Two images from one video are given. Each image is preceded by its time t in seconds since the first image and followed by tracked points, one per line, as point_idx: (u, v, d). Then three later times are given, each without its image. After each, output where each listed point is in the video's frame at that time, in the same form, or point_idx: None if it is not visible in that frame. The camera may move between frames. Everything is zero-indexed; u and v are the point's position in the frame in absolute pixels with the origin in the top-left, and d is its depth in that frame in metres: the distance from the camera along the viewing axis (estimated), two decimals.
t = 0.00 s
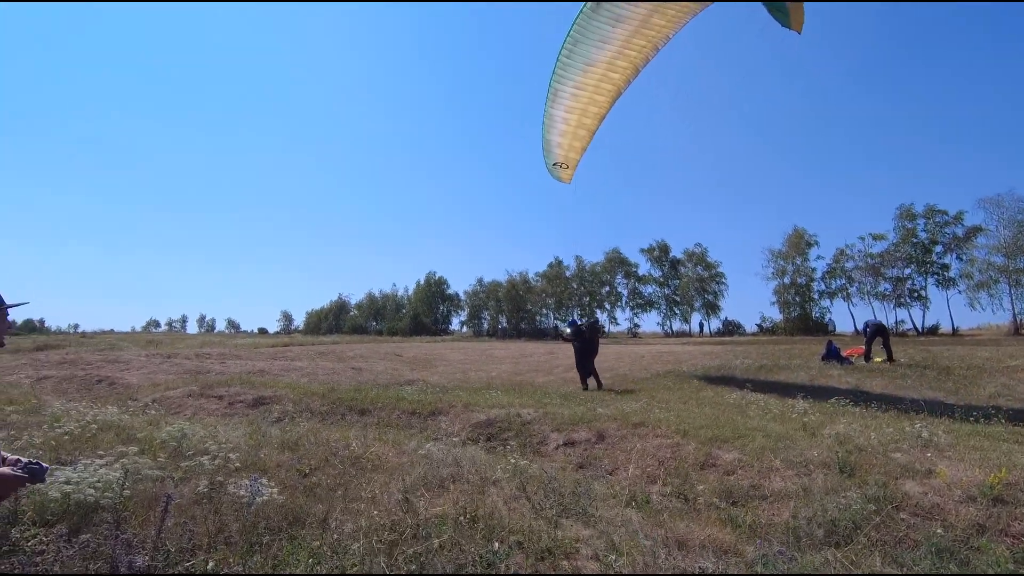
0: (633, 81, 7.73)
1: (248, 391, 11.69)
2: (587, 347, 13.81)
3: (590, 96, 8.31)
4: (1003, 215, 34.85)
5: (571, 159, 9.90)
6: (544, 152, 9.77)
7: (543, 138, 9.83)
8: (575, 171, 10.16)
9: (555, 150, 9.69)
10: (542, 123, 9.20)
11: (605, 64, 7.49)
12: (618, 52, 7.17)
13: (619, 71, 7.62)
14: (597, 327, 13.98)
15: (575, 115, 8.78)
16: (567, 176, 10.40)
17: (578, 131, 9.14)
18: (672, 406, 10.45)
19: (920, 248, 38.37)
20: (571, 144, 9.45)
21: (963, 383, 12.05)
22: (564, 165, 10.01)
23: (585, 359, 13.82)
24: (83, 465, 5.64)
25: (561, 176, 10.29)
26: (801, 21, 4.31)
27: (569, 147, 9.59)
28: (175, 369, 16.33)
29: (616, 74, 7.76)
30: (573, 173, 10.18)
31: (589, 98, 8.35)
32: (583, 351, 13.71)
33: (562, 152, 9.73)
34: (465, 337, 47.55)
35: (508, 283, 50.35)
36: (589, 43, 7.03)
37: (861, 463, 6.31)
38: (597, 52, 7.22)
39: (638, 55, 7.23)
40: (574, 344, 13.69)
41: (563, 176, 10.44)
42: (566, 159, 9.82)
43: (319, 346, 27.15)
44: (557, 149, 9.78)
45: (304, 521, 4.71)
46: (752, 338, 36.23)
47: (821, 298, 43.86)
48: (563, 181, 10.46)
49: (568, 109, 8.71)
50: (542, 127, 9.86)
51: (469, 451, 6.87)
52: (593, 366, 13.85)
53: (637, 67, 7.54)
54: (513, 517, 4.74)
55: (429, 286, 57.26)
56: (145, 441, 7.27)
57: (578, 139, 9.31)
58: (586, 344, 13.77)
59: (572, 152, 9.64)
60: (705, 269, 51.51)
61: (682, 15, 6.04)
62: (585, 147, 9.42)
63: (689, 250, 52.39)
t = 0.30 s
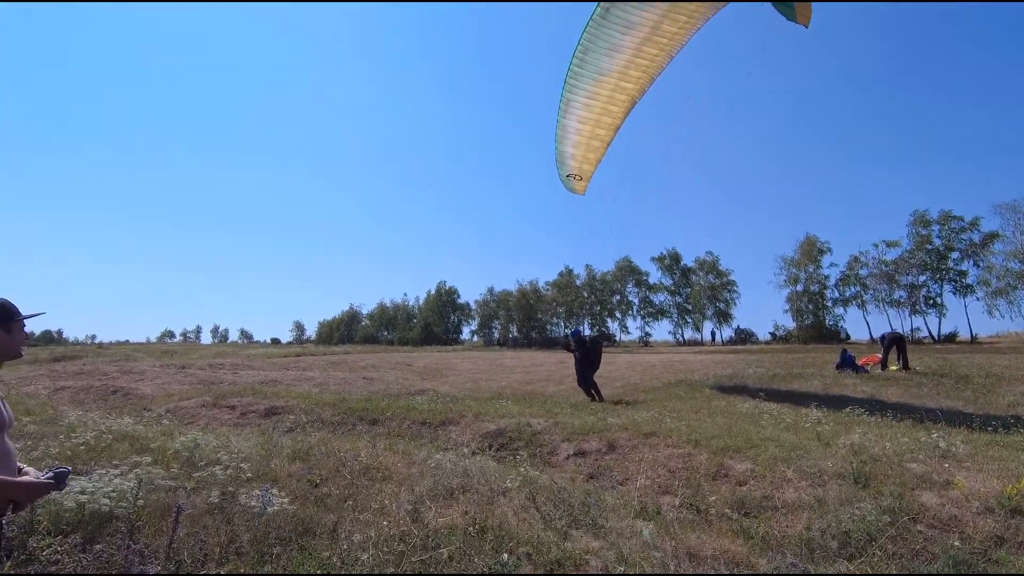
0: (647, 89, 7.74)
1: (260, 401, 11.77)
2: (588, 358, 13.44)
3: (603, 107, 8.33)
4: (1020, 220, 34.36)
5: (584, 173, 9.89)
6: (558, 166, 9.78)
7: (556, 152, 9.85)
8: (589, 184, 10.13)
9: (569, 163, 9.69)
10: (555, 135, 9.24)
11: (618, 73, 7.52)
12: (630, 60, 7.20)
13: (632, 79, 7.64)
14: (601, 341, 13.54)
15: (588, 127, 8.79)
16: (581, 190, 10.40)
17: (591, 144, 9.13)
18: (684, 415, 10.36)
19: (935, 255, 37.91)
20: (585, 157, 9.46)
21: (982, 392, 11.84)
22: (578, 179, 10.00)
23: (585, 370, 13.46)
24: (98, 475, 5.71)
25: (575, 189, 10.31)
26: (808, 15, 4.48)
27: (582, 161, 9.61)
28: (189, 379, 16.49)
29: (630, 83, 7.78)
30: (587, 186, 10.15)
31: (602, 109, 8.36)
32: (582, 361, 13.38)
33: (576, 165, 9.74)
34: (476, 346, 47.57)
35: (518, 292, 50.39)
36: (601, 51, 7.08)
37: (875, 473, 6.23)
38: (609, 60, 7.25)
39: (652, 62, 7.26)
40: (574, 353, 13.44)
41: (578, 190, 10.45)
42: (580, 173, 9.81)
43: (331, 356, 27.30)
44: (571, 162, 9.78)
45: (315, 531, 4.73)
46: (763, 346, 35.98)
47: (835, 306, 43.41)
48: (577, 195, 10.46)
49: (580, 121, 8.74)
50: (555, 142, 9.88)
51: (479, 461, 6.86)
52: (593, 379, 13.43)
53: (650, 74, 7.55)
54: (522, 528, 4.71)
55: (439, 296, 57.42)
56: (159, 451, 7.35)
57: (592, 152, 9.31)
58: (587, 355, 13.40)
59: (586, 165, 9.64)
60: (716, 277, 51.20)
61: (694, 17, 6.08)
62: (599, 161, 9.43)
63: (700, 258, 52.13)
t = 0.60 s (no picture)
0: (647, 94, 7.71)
1: (269, 408, 11.83)
2: (589, 365, 13.23)
3: (603, 113, 8.32)
4: None
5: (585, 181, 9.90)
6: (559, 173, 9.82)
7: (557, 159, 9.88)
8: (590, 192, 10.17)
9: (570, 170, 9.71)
10: (556, 142, 9.27)
11: (617, 78, 7.50)
12: (629, 64, 7.18)
13: (631, 84, 7.63)
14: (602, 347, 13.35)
15: (588, 134, 8.79)
16: (584, 198, 10.39)
17: (592, 151, 9.15)
18: (693, 423, 10.29)
19: (946, 260, 37.55)
20: (586, 164, 9.46)
21: (997, 399, 11.67)
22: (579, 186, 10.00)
23: (587, 379, 13.21)
24: (108, 482, 5.74)
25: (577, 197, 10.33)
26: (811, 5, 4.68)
27: (583, 168, 9.61)
28: (199, 386, 16.60)
29: (629, 89, 7.77)
30: (588, 194, 10.17)
31: (602, 116, 8.35)
32: (583, 369, 13.18)
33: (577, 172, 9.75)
34: (483, 353, 47.56)
35: (526, 299, 50.39)
36: (600, 54, 7.07)
37: (888, 482, 6.15)
38: (608, 65, 7.24)
39: (651, 66, 7.23)
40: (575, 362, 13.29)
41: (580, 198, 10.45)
42: (581, 180, 9.83)
43: (340, 363, 27.40)
44: (573, 170, 9.80)
45: (323, 539, 4.73)
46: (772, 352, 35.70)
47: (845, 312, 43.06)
48: (580, 202, 10.45)
49: (581, 128, 8.74)
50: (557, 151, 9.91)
51: (486, 469, 6.84)
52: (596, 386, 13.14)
53: (650, 80, 7.53)
54: (530, 537, 4.69)
55: (447, 303, 57.53)
56: (168, 458, 7.40)
57: (593, 159, 9.31)
58: (588, 362, 13.20)
59: (587, 173, 9.64)
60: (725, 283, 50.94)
61: (692, 16, 6.01)
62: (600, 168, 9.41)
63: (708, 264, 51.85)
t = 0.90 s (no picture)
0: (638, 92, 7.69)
1: (274, 411, 11.83)
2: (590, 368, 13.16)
3: (594, 113, 8.31)
4: None
5: (580, 181, 9.94)
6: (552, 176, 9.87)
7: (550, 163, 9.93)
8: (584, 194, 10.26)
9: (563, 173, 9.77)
10: (547, 146, 9.31)
11: (607, 78, 7.48)
12: (619, 64, 7.14)
13: (622, 83, 7.61)
14: (604, 351, 13.29)
15: (581, 134, 8.78)
16: (579, 199, 10.40)
17: (584, 152, 9.20)
18: (698, 427, 10.24)
19: (954, 264, 37.31)
20: (580, 164, 9.47)
21: (1006, 405, 11.56)
22: (573, 188, 10.05)
23: (588, 381, 13.12)
24: (113, 484, 5.75)
25: (572, 199, 10.40)
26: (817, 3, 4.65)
27: (578, 169, 9.62)
28: (204, 389, 16.64)
29: (619, 87, 7.75)
30: (583, 195, 10.25)
31: (593, 116, 8.35)
32: (584, 371, 13.10)
33: (571, 174, 9.77)
34: (487, 357, 47.53)
35: (531, 302, 50.35)
36: (588, 55, 7.03)
37: (895, 488, 6.10)
38: (597, 65, 7.21)
39: (641, 64, 7.19)
40: (575, 364, 13.23)
41: (575, 199, 10.47)
42: (575, 182, 9.89)
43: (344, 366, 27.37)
44: (566, 173, 9.86)
45: (326, 543, 4.72)
46: (779, 357, 35.51)
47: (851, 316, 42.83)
48: (575, 204, 10.46)
49: (572, 129, 8.73)
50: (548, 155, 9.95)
51: (490, 473, 6.82)
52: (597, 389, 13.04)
53: (640, 77, 7.50)
54: (534, 541, 4.66)
55: (452, 306, 57.58)
56: (173, 461, 7.41)
57: (586, 158, 9.33)
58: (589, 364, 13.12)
59: (582, 172, 9.65)
60: (730, 287, 50.76)
61: (681, 13, 5.93)
62: (595, 167, 9.43)
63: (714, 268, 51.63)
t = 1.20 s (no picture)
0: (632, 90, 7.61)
1: (277, 410, 11.83)
2: (589, 370, 13.07)
3: (589, 112, 8.23)
4: None
5: (577, 183, 9.89)
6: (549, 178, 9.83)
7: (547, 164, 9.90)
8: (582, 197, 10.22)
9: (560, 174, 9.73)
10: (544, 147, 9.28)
11: (601, 76, 7.40)
12: (612, 61, 7.06)
13: (616, 82, 7.53)
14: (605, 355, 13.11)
15: (577, 135, 8.71)
16: (576, 201, 10.35)
17: (580, 154, 9.15)
18: (702, 431, 10.18)
19: (962, 270, 37.07)
20: (576, 166, 9.41)
21: (1014, 413, 11.44)
22: (571, 190, 10.00)
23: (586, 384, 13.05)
24: (116, 481, 5.75)
25: (570, 202, 10.36)
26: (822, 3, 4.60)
27: (575, 170, 9.57)
28: (208, 387, 16.67)
29: (614, 86, 7.67)
30: (580, 197, 10.19)
31: (588, 116, 8.28)
32: (581, 373, 13.03)
33: (568, 176, 9.71)
34: (491, 358, 47.52)
35: (535, 304, 50.31)
36: (581, 53, 6.96)
37: (902, 495, 6.04)
38: (591, 63, 7.14)
39: (634, 62, 7.10)
40: (573, 365, 13.18)
41: (572, 201, 10.42)
42: (572, 184, 9.84)
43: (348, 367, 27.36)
44: (563, 174, 9.82)
45: (327, 543, 4.70)
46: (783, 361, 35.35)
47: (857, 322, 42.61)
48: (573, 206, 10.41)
49: (568, 130, 8.68)
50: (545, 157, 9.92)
51: (492, 475, 6.79)
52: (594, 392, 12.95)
53: (634, 75, 7.42)
54: (536, 545, 4.62)
55: (456, 308, 57.62)
56: (176, 459, 7.40)
57: (582, 159, 9.26)
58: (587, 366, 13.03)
59: (579, 174, 9.59)
60: (735, 291, 50.59)
61: (671, 9, 5.87)
62: (591, 169, 9.37)
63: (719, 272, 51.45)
